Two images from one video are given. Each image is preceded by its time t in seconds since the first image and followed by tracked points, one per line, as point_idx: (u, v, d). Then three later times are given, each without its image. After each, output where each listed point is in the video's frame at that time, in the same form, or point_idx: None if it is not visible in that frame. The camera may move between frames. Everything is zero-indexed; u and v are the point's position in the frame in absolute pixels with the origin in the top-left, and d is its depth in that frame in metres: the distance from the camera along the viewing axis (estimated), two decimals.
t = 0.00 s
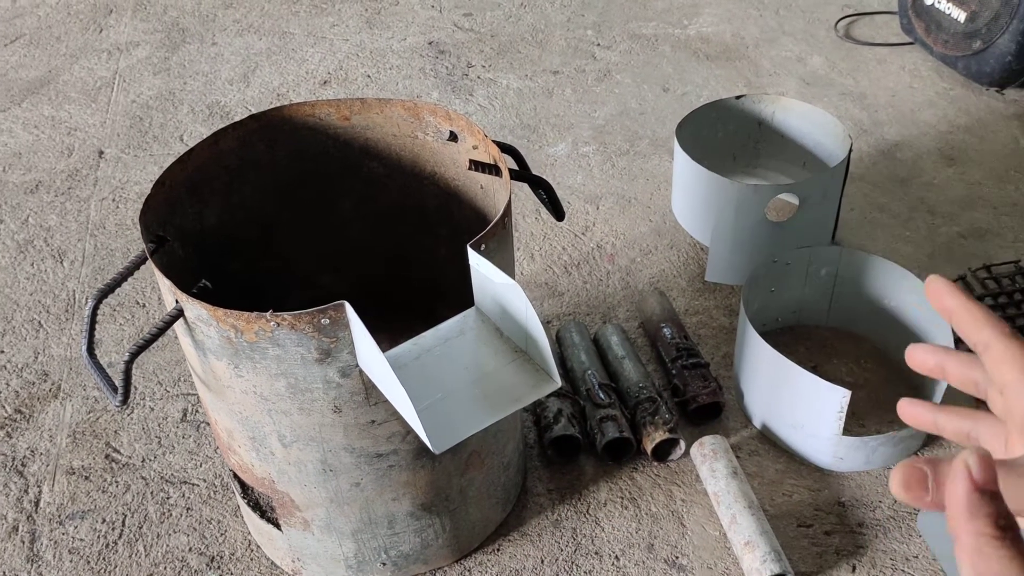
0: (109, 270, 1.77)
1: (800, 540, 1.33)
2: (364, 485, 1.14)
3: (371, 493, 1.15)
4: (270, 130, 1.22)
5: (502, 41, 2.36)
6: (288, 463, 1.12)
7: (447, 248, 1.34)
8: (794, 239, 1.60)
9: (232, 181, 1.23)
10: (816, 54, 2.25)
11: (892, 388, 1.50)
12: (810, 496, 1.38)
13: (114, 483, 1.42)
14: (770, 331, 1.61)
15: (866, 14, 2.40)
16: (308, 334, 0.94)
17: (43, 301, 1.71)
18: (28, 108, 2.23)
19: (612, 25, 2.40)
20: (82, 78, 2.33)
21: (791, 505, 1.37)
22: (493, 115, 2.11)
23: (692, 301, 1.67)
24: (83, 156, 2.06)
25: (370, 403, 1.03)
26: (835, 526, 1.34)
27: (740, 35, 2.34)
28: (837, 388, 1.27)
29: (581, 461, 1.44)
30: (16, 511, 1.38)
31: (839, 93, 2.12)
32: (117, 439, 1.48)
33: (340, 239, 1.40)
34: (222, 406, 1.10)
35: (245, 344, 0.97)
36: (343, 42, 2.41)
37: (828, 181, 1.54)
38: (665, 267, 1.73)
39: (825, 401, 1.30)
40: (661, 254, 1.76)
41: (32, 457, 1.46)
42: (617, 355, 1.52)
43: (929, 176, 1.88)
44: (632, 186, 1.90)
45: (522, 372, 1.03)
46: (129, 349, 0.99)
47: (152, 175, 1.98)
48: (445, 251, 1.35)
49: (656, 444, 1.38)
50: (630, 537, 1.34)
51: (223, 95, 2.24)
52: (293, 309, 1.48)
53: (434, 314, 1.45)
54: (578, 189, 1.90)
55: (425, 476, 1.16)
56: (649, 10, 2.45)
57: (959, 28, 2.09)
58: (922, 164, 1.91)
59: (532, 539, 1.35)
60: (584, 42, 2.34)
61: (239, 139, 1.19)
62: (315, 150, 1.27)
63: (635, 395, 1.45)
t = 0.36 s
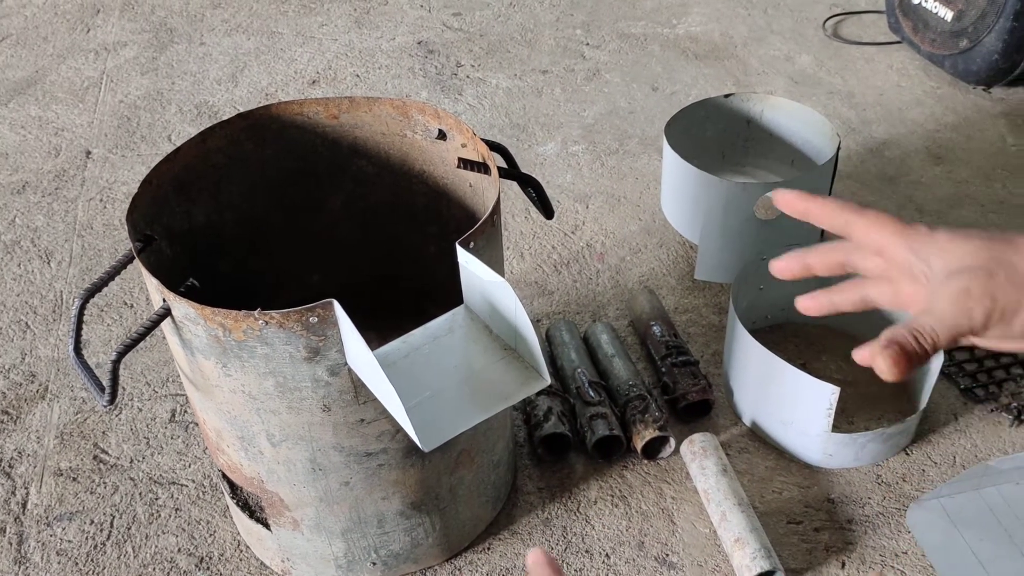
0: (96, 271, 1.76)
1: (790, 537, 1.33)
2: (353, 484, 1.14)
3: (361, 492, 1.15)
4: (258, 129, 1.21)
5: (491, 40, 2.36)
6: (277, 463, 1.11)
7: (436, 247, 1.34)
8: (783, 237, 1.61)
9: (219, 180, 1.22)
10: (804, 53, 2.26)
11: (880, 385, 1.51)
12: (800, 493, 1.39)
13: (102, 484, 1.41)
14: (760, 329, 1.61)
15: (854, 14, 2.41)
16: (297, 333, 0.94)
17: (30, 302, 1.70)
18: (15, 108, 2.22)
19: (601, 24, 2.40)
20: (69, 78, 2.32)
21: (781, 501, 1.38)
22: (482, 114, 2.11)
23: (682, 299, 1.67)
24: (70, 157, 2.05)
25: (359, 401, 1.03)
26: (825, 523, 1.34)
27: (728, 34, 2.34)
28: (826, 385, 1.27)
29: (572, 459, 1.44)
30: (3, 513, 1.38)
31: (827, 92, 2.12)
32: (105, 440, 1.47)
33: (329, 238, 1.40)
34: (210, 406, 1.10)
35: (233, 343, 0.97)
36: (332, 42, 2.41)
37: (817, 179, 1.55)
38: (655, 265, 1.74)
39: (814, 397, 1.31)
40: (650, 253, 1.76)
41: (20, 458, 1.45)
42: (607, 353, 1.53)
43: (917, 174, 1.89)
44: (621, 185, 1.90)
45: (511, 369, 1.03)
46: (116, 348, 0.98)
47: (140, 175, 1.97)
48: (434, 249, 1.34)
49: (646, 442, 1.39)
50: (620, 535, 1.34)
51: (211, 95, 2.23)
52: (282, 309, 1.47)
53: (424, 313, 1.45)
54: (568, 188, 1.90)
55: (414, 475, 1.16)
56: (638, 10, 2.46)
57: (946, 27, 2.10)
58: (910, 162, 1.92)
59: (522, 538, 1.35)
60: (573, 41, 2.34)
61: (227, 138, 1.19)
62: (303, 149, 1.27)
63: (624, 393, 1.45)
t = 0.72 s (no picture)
0: (87, 273, 1.75)
1: (783, 538, 1.33)
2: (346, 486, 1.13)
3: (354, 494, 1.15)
4: (249, 130, 1.21)
5: (484, 41, 2.36)
6: (270, 465, 1.11)
7: (429, 248, 1.34)
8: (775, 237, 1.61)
9: (211, 182, 1.22)
10: (796, 54, 2.27)
11: (871, 385, 1.52)
12: (793, 493, 1.39)
13: (94, 487, 1.40)
14: (752, 330, 1.62)
15: (845, 15, 2.42)
16: (289, 335, 0.93)
17: (21, 304, 1.69)
18: (5, 109, 2.21)
19: (593, 25, 2.40)
20: (59, 79, 2.31)
21: (774, 502, 1.38)
22: (475, 116, 2.10)
23: (675, 300, 1.67)
24: (61, 158, 2.04)
25: (352, 403, 1.03)
26: (818, 523, 1.34)
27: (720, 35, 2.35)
28: (818, 386, 1.28)
29: (565, 460, 1.44)
30: None
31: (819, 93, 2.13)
32: (96, 442, 1.47)
33: (320, 240, 1.39)
34: (203, 409, 1.09)
35: (225, 345, 0.96)
36: (324, 43, 2.41)
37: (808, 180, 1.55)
38: (648, 266, 1.74)
39: (806, 397, 1.31)
40: (643, 253, 1.76)
41: (10, 461, 1.44)
42: (600, 354, 1.53)
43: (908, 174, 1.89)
44: (614, 185, 1.91)
45: (503, 370, 1.03)
46: (108, 350, 0.98)
47: (131, 177, 1.96)
48: (427, 250, 1.34)
49: (639, 443, 1.39)
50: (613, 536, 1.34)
51: (203, 96, 2.22)
52: (274, 310, 1.47)
53: (416, 314, 1.44)
54: (561, 189, 1.90)
55: (408, 477, 1.16)
56: (630, 11, 2.46)
57: (937, 28, 2.11)
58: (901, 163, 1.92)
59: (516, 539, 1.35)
60: (566, 42, 2.34)
61: (219, 139, 1.18)
62: (295, 150, 1.26)
63: (618, 394, 1.45)
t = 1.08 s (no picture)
0: (79, 273, 1.75)
1: (779, 536, 1.33)
2: (340, 486, 1.13)
3: (348, 495, 1.15)
4: (242, 130, 1.20)
5: (477, 40, 2.36)
6: (263, 466, 1.10)
7: (423, 248, 1.33)
8: (770, 235, 1.61)
9: (204, 181, 1.21)
10: (790, 52, 2.27)
11: (865, 384, 1.52)
12: (788, 492, 1.39)
13: (87, 489, 1.40)
14: (746, 328, 1.62)
15: (839, 13, 2.42)
16: (282, 335, 0.93)
17: (13, 305, 1.68)
18: None
19: (587, 23, 2.40)
20: (51, 79, 2.30)
21: (769, 500, 1.38)
22: (469, 114, 2.10)
23: (669, 299, 1.67)
24: (53, 158, 2.03)
25: (346, 404, 1.03)
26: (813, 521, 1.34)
27: (714, 33, 2.35)
28: (813, 384, 1.28)
29: (560, 460, 1.44)
30: None
31: (813, 91, 2.13)
32: (89, 444, 1.46)
33: (314, 240, 1.39)
34: (196, 409, 1.09)
35: (217, 346, 0.96)
36: (317, 41, 2.40)
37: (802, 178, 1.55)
38: (642, 265, 1.73)
39: (801, 396, 1.31)
40: (638, 252, 1.76)
41: (3, 463, 1.44)
42: (595, 353, 1.52)
43: (902, 172, 1.90)
44: (609, 184, 1.90)
45: (498, 371, 1.02)
46: (100, 352, 0.97)
47: (124, 177, 1.95)
48: (421, 250, 1.34)
49: (634, 442, 1.39)
50: (608, 535, 1.34)
51: (196, 96, 2.21)
52: (268, 310, 1.46)
53: (410, 314, 1.44)
54: (555, 188, 1.90)
55: (402, 478, 1.16)
56: (624, 9, 2.46)
57: (930, 26, 2.11)
58: (895, 160, 1.93)
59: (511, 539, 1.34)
60: (559, 41, 2.34)
61: (212, 138, 1.18)
62: (289, 149, 1.26)
63: (612, 393, 1.45)
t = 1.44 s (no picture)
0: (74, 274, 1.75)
1: (772, 530, 1.34)
2: (335, 484, 1.14)
3: (343, 492, 1.15)
4: (234, 130, 1.21)
5: (470, 38, 2.36)
6: (258, 465, 1.11)
7: (416, 245, 1.34)
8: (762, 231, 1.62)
9: (197, 181, 1.22)
10: (782, 48, 2.27)
11: (857, 377, 1.53)
12: (781, 486, 1.40)
13: (82, 489, 1.40)
14: (739, 323, 1.62)
15: (830, 8, 2.43)
16: (275, 334, 0.93)
17: (7, 307, 1.68)
18: None
19: (579, 21, 2.40)
20: (44, 80, 2.30)
21: (762, 494, 1.39)
22: (462, 112, 2.11)
23: (662, 294, 1.68)
24: (46, 160, 2.03)
25: (339, 402, 1.03)
26: (806, 515, 1.35)
27: (706, 30, 2.35)
28: (805, 378, 1.28)
29: (554, 456, 1.45)
30: None
31: (805, 86, 2.14)
32: (84, 444, 1.46)
33: (307, 238, 1.39)
34: (190, 409, 1.09)
35: (211, 345, 0.96)
36: (310, 41, 2.40)
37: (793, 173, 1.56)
38: (636, 261, 1.74)
39: (793, 390, 1.32)
40: (631, 248, 1.76)
41: None
42: (588, 349, 1.53)
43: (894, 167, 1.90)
44: (602, 181, 1.91)
45: (490, 367, 1.03)
46: (93, 352, 0.98)
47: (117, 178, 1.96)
48: (414, 248, 1.34)
49: (628, 437, 1.39)
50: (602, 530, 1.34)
51: (189, 96, 2.22)
52: (262, 309, 1.47)
53: (404, 311, 1.44)
54: (547, 185, 1.90)
55: (396, 475, 1.16)
56: (616, 6, 2.46)
57: (921, 20, 2.12)
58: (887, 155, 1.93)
59: (506, 535, 1.35)
60: (552, 38, 2.34)
61: (204, 139, 1.18)
62: (281, 149, 1.26)
63: (606, 389, 1.45)
